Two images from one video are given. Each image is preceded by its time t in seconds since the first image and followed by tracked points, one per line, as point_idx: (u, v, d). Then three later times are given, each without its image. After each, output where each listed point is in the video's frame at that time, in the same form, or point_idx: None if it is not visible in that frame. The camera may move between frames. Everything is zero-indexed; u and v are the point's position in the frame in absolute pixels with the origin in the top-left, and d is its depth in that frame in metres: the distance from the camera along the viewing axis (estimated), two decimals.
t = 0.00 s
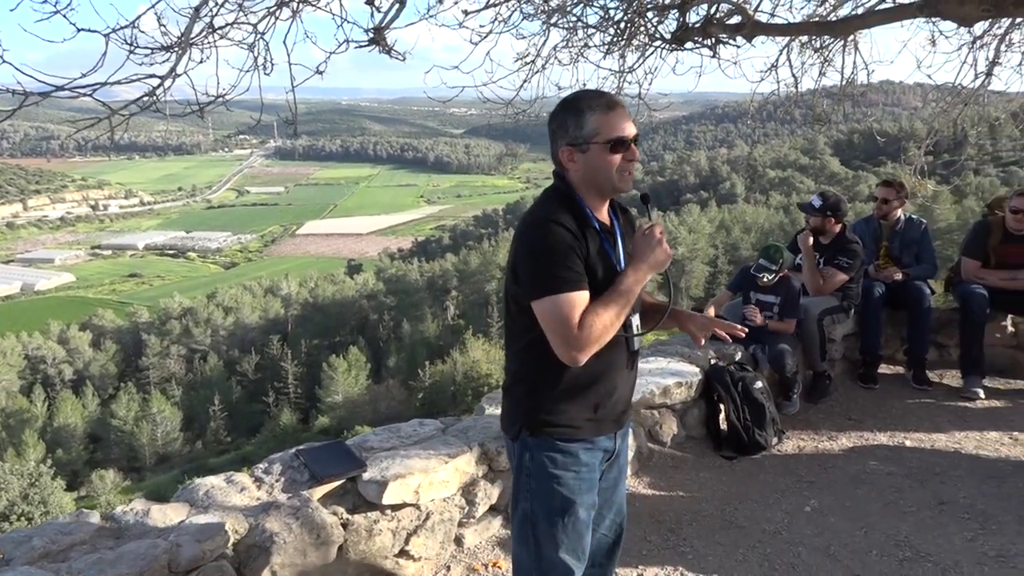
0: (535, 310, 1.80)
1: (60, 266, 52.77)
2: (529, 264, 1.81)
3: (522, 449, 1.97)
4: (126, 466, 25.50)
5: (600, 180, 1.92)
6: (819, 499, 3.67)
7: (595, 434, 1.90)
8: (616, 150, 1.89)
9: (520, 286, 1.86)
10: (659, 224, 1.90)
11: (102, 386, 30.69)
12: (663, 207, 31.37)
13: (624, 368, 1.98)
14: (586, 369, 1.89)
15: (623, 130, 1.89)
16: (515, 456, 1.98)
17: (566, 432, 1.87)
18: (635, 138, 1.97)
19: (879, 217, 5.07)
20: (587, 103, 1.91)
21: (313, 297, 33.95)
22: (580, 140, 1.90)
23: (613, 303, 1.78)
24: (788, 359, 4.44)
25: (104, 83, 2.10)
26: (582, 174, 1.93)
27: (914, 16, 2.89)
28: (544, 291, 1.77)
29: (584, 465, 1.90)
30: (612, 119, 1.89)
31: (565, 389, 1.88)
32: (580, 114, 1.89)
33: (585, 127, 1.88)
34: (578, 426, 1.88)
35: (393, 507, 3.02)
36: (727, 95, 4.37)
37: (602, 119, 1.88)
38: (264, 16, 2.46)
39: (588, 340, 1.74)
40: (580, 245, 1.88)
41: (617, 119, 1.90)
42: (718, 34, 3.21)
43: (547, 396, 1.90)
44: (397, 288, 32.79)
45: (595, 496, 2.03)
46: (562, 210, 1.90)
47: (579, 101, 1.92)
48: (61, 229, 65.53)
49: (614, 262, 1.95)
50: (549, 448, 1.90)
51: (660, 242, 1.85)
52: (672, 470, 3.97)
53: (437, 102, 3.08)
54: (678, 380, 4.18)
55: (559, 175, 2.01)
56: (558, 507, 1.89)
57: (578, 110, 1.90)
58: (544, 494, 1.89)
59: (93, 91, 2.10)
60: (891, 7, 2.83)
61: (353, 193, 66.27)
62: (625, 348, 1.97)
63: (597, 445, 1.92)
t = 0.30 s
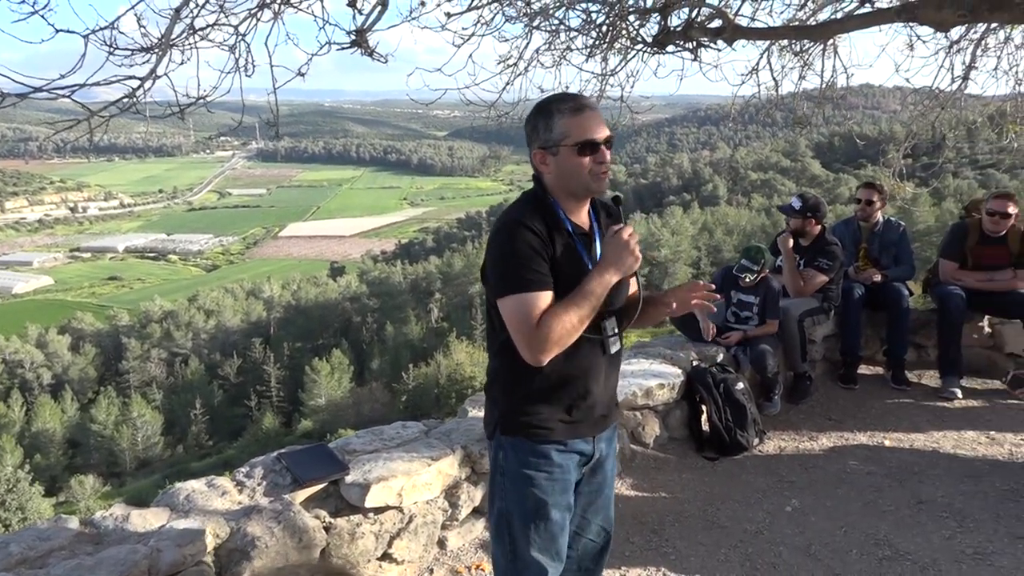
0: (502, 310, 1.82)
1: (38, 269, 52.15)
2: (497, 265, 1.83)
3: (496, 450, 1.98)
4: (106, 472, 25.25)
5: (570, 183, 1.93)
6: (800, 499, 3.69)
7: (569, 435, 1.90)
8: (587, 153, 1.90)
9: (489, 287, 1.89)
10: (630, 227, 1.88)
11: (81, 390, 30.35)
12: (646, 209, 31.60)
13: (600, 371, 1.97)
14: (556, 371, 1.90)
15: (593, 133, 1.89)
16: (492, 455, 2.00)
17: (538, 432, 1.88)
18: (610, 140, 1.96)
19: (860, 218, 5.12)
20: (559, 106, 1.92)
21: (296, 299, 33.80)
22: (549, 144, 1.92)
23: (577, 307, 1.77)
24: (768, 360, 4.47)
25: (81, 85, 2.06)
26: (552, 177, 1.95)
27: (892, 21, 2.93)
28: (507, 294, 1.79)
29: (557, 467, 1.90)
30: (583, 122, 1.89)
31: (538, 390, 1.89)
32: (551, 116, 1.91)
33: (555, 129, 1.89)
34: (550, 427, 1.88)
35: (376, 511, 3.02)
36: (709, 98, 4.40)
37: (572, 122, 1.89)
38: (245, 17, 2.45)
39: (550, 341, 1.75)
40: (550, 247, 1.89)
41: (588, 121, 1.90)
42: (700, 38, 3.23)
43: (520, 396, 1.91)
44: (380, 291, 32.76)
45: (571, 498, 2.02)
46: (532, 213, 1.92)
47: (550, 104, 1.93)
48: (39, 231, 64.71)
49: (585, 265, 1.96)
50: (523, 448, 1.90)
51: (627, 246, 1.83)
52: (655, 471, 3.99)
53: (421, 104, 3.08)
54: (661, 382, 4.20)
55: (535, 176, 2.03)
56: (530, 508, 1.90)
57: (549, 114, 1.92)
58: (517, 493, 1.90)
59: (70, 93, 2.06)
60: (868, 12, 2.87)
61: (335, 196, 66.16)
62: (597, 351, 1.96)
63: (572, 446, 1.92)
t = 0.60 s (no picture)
0: (468, 308, 1.87)
1: (20, 275, 51.64)
2: (465, 264, 1.88)
3: (475, 445, 2.01)
4: (90, 478, 25.03)
5: (543, 185, 1.92)
6: (786, 497, 3.71)
7: (540, 435, 1.90)
8: (557, 155, 1.88)
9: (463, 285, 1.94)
10: (599, 234, 1.75)
11: (64, 396, 30.05)
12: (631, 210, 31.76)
13: (573, 375, 1.95)
14: (525, 371, 1.91)
15: (563, 135, 1.88)
16: (471, 450, 2.03)
17: (509, 430, 1.89)
18: (588, 144, 1.93)
19: (846, 219, 5.14)
20: (535, 107, 1.92)
21: (282, 303, 33.67)
22: (523, 146, 1.94)
23: (532, 309, 1.74)
24: (752, 360, 4.49)
25: (60, 88, 2.04)
26: (528, 179, 1.97)
27: (872, 23, 2.96)
28: (471, 290, 1.84)
29: (528, 465, 1.90)
30: (556, 125, 1.88)
31: (507, 387, 1.91)
32: (528, 120, 1.92)
33: (527, 133, 1.91)
34: (520, 426, 1.89)
35: (363, 514, 3.01)
36: (693, 99, 4.43)
37: (544, 125, 1.89)
38: (228, 20, 2.45)
39: (502, 340, 1.76)
40: (517, 247, 1.90)
41: (561, 124, 1.90)
42: (682, 40, 3.26)
43: (493, 393, 1.93)
44: (367, 294, 32.74)
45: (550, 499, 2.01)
46: (505, 214, 1.95)
47: (527, 107, 1.95)
48: (20, 235, 64.04)
49: (555, 268, 1.95)
50: (496, 445, 1.92)
51: (592, 255, 1.71)
52: (642, 471, 4.01)
53: (405, 106, 3.08)
54: (647, 382, 4.22)
55: (517, 180, 2.05)
56: (502, 503, 1.91)
57: (523, 116, 1.94)
58: (490, 488, 1.92)
59: (50, 96, 2.04)
60: (849, 14, 2.90)
61: (321, 199, 66.04)
62: (569, 353, 1.94)
63: (545, 447, 1.92)
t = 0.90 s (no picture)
0: (452, 303, 1.88)
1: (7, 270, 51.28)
2: (450, 258, 1.89)
3: (464, 440, 2.02)
4: (79, 475, 24.92)
5: (528, 182, 1.92)
6: (775, 494, 3.73)
7: (527, 431, 1.90)
8: (542, 152, 1.88)
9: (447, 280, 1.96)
10: (580, 231, 1.73)
11: (53, 392, 29.88)
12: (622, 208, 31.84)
13: (559, 372, 1.94)
14: (510, 365, 1.91)
15: (548, 132, 1.88)
16: (461, 445, 2.04)
17: (495, 425, 1.90)
18: (574, 141, 1.93)
19: (836, 218, 5.17)
20: (521, 105, 1.92)
21: (272, 299, 33.58)
22: (509, 143, 1.94)
23: (511, 305, 1.73)
24: (743, 358, 4.51)
25: (49, 83, 2.02)
26: (514, 177, 1.97)
27: (863, 22, 2.97)
28: (455, 285, 1.85)
29: (514, 460, 1.90)
30: (541, 123, 1.88)
31: (495, 382, 1.92)
32: (513, 116, 1.92)
33: (513, 130, 1.91)
34: (506, 421, 1.89)
35: (354, 510, 3.01)
36: (685, 97, 4.43)
37: (530, 122, 1.89)
38: (219, 15, 2.44)
39: (480, 334, 1.77)
40: (500, 243, 1.90)
41: (547, 121, 1.89)
42: (674, 38, 3.26)
43: (480, 388, 1.94)
44: (358, 290, 32.71)
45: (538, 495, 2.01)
46: (490, 211, 1.96)
47: (514, 103, 1.94)
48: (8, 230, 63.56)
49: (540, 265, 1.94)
50: (482, 439, 1.93)
51: (571, 251, 1.69)
52: (632, 468, 4.02)
53: (397, 102, 3.07)
54: (638, 379, 4.23)
55: (505, 177, 2.05)
56: (489, 498, 1.91)
57: (509, 113, 1.93)
58: (477, 482, 1.93)
59: (39, 91, 2.02)
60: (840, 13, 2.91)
61: (312, 194, 65.86)
62: (555, 349, 1.93)
63: (531, 442, 1.91)
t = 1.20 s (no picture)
0: (457, 304, 1.87)
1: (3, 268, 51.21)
2: (454, 259, 1.87)
3: (463, 441, 2.00)
4: (74, 473, 24.88)
5: (533, 183, 1.92)
6: (771, 495, 3.74)
7: (529, 430, 1.90)
8: (551, 153, 1.89)
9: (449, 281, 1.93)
10: (587, 227, 1.77)
11: (48, 391, 29.85)
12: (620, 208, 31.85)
13: (562, 371, 1.95)
14: (513, 364, 1.91)
15: (556, 133, 1.89)
16: (459, 446, 2.02)
17: (497, 424, 1.90)
18: (576, 142, 1.95)
19: (833, 220, 5.19)
20: (527, 106, 1.92)
21: (268, 298, 33.56)
22: (514, 142, 1.93)
23: (521, 303, 1.74)
24: (741, 360, 4.53)
25: (49, 80, 2.02)
26: (517, 178, 1.97)
27: (862, 25, 2.97)
28: (464, 285, 1.83)
29: (516, 460, 1.90)
30: (548, 123, 1.89)
31: (497, 381, 1.92)
32: (518, 116, 1.92)
33: (521, 130, 1.90)
34: (509, 420, 1.89)
35: (351, 510, 3.01)
36: (684, 98, 4.44)
37: (539, 123, 1.89)
38: (219, 14, 2.43)
39: (492, 333, 1.76)
40: (505, 243, 1.90)
41: (555, 121, 1.90)
42: (674, 39, 3.26)
43: (481, 388, 1.93)
44: (354, 290, 32.72)
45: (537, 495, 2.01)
46: (493, 211, 1.95)
47: (520, 103, 1.94)
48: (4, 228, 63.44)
49: (544, 264, 1.95)
50: (483, 438, 1.92)
51: (583, 248, 1.72)
52: (629, 469, 4.03)
53: (396, 102, 3.08)
54: (635, 380, 4.24)
55: (503, 176, 2.04)
56: (491, 498, 1.90)
57: (515, 113, 1.93)
58: (479, 484, 1.92)
59: (38, 88, 2.01)
60: (839, 16, 2.91)
61: (309, 194, 65.80)
62: (558, 346, 1.94)
63: (532, 441, 1.92)
